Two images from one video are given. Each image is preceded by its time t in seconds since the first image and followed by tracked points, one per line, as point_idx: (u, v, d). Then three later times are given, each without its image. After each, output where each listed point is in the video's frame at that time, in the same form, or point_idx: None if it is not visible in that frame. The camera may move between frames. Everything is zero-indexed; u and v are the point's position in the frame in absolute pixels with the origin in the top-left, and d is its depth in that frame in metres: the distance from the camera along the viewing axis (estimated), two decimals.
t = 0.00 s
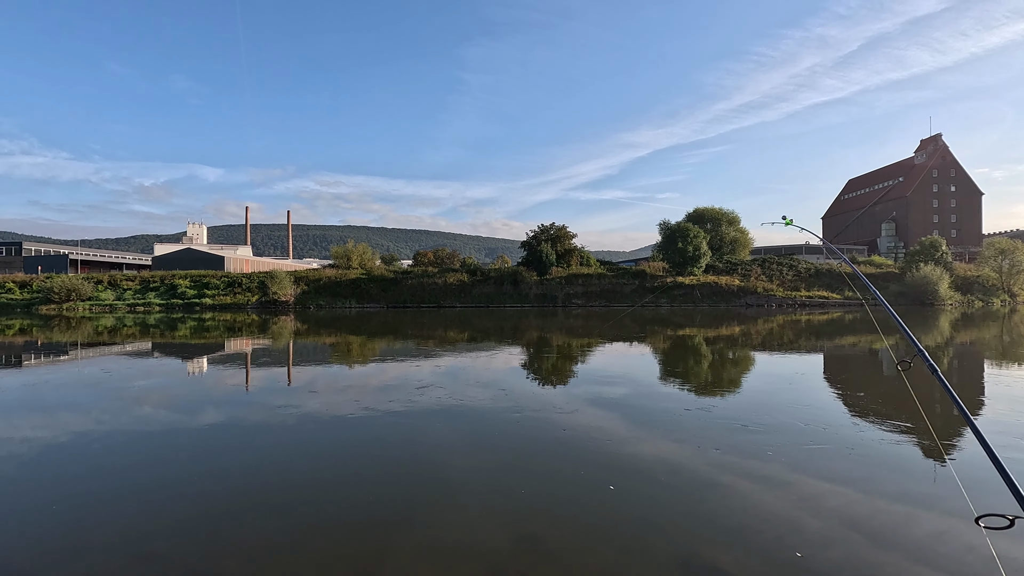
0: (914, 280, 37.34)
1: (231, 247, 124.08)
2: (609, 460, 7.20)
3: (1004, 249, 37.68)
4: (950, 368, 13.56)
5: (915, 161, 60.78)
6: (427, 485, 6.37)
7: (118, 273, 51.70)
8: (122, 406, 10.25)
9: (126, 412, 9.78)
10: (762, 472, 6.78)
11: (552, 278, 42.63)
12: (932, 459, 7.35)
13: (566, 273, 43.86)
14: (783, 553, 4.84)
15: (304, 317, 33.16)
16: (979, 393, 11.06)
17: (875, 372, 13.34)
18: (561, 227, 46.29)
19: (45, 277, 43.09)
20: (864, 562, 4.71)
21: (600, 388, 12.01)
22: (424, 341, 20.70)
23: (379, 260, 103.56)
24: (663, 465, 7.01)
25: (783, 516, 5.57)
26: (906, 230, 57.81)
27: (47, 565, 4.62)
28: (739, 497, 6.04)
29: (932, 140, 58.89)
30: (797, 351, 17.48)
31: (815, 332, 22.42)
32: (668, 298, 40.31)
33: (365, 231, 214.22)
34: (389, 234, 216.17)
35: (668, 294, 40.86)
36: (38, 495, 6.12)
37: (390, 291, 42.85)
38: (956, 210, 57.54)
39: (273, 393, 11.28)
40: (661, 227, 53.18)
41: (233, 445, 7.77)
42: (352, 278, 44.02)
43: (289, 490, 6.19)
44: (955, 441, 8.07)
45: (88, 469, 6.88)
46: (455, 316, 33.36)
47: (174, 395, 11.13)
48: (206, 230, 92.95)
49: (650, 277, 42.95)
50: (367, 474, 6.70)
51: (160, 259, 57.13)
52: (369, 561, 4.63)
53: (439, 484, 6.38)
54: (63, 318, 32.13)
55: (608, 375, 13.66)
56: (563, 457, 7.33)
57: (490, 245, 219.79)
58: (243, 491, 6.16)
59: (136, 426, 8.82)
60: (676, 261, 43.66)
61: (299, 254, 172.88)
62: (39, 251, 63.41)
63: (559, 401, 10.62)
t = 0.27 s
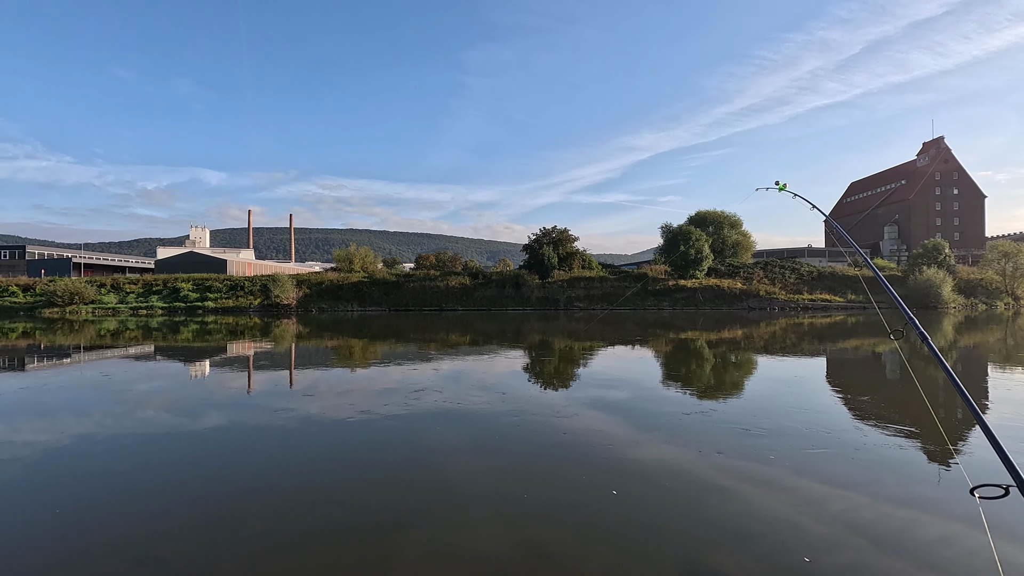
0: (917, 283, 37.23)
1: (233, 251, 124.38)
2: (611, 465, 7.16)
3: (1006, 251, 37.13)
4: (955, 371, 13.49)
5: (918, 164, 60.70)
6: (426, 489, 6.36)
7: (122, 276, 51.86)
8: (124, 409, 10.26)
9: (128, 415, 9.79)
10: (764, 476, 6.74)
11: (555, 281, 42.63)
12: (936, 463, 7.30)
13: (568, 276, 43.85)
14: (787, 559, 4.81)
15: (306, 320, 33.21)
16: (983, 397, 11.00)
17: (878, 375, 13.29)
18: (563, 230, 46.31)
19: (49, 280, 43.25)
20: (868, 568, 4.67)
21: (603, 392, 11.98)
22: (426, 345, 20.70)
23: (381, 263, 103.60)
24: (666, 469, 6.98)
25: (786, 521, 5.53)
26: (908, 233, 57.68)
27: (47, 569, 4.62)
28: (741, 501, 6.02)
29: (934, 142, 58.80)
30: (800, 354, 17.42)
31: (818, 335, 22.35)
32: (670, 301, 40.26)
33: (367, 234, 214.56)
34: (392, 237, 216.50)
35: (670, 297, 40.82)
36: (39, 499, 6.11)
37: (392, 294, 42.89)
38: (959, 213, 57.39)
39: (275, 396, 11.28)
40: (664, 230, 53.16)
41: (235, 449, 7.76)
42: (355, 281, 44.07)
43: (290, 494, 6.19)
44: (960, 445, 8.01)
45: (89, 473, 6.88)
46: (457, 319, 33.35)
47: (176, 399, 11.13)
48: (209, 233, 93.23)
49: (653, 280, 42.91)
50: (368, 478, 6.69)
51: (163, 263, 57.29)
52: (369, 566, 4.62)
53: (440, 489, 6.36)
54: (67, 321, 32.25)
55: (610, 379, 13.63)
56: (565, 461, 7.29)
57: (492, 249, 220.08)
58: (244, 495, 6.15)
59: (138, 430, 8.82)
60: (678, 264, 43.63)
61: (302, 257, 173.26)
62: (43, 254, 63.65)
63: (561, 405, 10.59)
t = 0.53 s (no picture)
0: (920, 286, 37.12)
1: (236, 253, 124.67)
2: (615, 468, 7.13)
3: (1011, 254, 36.77)
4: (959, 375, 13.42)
5: (921, 166, 60.57)
6: (428, 491, 6.38)
7: (125, 279, 52.02)
8: (127, 411, 10.28)
9: (130, 418, 9.80)
10: (769, 479, 6.70)
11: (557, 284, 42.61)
12: (941, 467, 7.25)
13: (570, 279, 43.83)
14: (792, 563, 4.77)
15: (308, 322, 33.26)
16: (988, 400, 10.94)
17: (882, 378, 13.23)
18: (565, 232, 46.31)
19: (53, 283, 43.42)
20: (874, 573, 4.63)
21: (605, 395, 11.95)
22: (428, 347, 20.70)
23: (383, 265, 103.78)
24: (670, 473, 6.94)
25: (791, 525, 5.50)
26: (912, 235, 57.52)
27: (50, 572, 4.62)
28: (744, 504, 6.00)
29: (938, 145, 58.68)
30: (803, 357, 17.36)
31: (822, 337, 22.28)
32: (673, 304, 40.20)
33: (370, 237, 214.88)
34: (394, 240, 216.86)
35: (672, 299, 40.77)
36: (42, 501, 6.12)
37: (394, 297, 42.94)
38: (963, 216, 57.21)
39: (277, 399, 11.28)
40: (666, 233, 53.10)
41: (237, 451, 7.75)
42: (357, 283, 44.11)
43: (293, 497, 6.18)
44: (964, 449, 7.96)
45: (92, 476, 6.87)
46: (459, 322, 33.36)
47: (179, 401, 11.16)
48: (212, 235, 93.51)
49: (655, 283, 42.88)
50: (369, 480, 6.70)
51: (166, 265, 57.46)
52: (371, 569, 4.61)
53: (443, 492, 6.36)
54: (71, 323, 32.37)
55: (612, 381, 13.61)
56: (568, 465, 7.25)
57: (495, 251, 220.23)
58: (247, 497, 6.16)
59: (140, 432, 8.82)
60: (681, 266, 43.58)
61: (304, 260, 173.63)
62: (48, 257, 63.93)
63: (564, 408, 10.56)
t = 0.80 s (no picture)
0: (924, 288, 37.01)
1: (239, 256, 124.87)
2: (618, 471, 7.11)
3: (1015, 256, 37.23)
4: (963, 377, 13.36)
5: (924, 168, 60.47)
6: (431, 493, 6.38)
7: (128, 280, 52.10)
8: (131, 413, 10.30)
9: (133, 419, 9.83)
10: (771, 483, 6.69)
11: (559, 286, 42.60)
12: (945, 470, 7.23)
13: (572, 281, 43.81)
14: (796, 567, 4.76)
15: (311, 324, 33.30)
16: (992, 403, 10.89)
17: (885, 381, 13.19)
18: (567, 235, 46.35)
19: (57, 284, 43.54)
20: None
21: (608, 397, 11.91)
22: (430, 349, 20.67)
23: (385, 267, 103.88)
24: (673, 476, 6.92)
25: (794, 528, 5.49)
26: (915, 238, 57.38)
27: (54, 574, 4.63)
28: (746, 508, 5.98)
29: (941, 147, 58.60)
30: (806, 360, 17.29)
31: (824, 340, 22.21)
32: (675, 306, 40.15)
33: (372, 239, 215.13)
34: (396, 242, 217.12)
35: (675, 302, 40.73)
36: (48, 502, 6.15)
37: (396, 299, 42.96)
38: (967, 218, 57.07)
39: (280, 401, 11.29)
40: (669, 235, 53.02)
41: (240, 454, 7.76)
42: (359, 286, 44.12)
43: (294, 499, 6.17)
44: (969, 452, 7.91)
45: (97, 477, 6.90)
46: (461, 324, 33.33)
47: (181, 402, 11.19)
48: (214, 237, 93.69)
49: (657, 285, 42.83)
50: (373, 482, 6.71)
51: (169, 267, 57.59)
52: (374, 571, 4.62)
53: (445, 494, 6.36)
54: (74, 325, 32.44)
55: (615, 384, 13.59)
56: (572, 468, 7.23)
57: (497, 253, 220.27)
58: (250, 499, 6.17)
59: (144, 434, 8.85)
60: (683, 268, 43.51)
61: (307, 262, 173.92)
62: (52, 259, 64.20)
63: (565, 411, 10.56)
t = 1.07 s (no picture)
0: (928, 291, 36.85)
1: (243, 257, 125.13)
2: (622, 474, 7.09)
3: (1019, 259, 37.42)
4: (966, 380, 13.32)
5: (928, 170, 60.31)
6: (435, 496, 6.36)
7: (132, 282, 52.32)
8: (134, 414, 10.34)
9: (137, 421, 9.88)
10: (775, 486, 6.67)
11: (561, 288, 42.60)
12: (949, 472, 7.22)
13: (575, 283, 43.81)
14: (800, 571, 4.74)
15: (313, 326, 33.34)
16: (998, 406, 10.83)
17: (889, 383, 13.14)
18: (570, 236, 46.37)
19: (62, 286, 43.72)
20: None
21: (610, 399, 11.90)
22: (432, 351, 20.69)
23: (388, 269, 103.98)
24: (677, 479, 6.91)
25: (798, 531, 5.47)
26: (918, 240, 57.20)
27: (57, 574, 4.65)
28: (750, 511, 5.96)
29: (944, 149, 58.46)
30: (809, 362, 17.25)
31: (828, 342, 22.14)
32: (678, 308, 40.10)
33: (374, 241, 215.48)
34: (399, 243, 217.43)
35: (677, 304, 40.67)
36: (53, 503, 6.17)
37: (399, 300, 43.02)
38: (970, 220, 56.89)
39: (283, 402, 11.32)
40: (671, 237, 52.96)
41: (243, 455, 7.78)
42: (362, 287, 44.20)
43: (295, 501, 6.16)
44: (973, 455, 7.88)
45: (100, 479, 6.91)
46: (463, 326, 33.36)
47: (185, 404, 11.22)
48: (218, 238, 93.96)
49: (660, 287, 42.80)
50: (376, 485, 6.70)
51: (173, 269, 57.78)
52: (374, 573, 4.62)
53: (445, 497, 6.35)
54: (78, 327, 32.56)
55: (618, 386, 13.58)
56: (575, 471, 7.22)
57: (499, 255, 220.28)
58: (254, 501, 6.18)
59: (147, 435, 8.88)
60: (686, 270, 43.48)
61: (309, 264, 174.26)
62: (57, 260, 64.52)
63: (567, 413, 10.56)
